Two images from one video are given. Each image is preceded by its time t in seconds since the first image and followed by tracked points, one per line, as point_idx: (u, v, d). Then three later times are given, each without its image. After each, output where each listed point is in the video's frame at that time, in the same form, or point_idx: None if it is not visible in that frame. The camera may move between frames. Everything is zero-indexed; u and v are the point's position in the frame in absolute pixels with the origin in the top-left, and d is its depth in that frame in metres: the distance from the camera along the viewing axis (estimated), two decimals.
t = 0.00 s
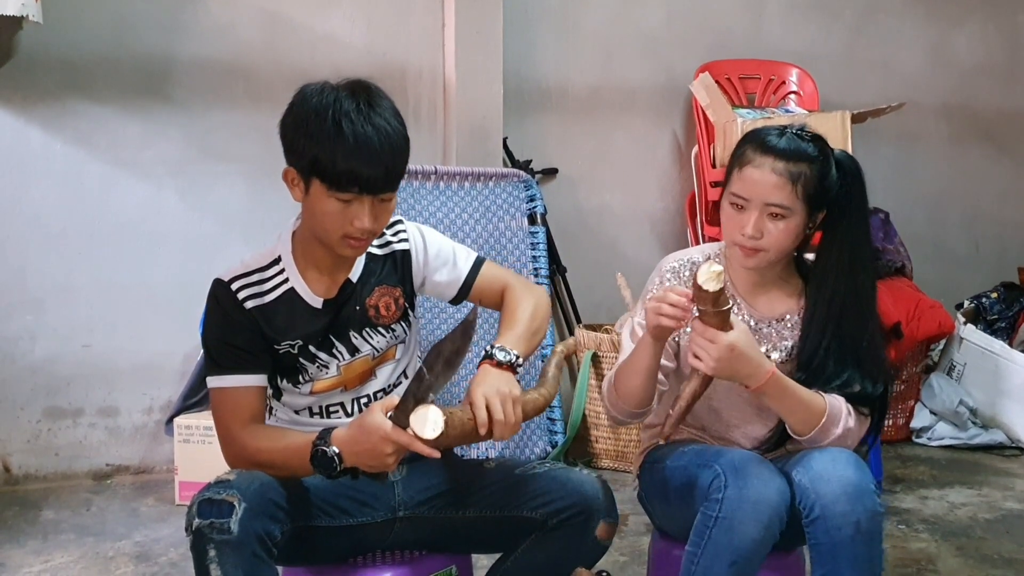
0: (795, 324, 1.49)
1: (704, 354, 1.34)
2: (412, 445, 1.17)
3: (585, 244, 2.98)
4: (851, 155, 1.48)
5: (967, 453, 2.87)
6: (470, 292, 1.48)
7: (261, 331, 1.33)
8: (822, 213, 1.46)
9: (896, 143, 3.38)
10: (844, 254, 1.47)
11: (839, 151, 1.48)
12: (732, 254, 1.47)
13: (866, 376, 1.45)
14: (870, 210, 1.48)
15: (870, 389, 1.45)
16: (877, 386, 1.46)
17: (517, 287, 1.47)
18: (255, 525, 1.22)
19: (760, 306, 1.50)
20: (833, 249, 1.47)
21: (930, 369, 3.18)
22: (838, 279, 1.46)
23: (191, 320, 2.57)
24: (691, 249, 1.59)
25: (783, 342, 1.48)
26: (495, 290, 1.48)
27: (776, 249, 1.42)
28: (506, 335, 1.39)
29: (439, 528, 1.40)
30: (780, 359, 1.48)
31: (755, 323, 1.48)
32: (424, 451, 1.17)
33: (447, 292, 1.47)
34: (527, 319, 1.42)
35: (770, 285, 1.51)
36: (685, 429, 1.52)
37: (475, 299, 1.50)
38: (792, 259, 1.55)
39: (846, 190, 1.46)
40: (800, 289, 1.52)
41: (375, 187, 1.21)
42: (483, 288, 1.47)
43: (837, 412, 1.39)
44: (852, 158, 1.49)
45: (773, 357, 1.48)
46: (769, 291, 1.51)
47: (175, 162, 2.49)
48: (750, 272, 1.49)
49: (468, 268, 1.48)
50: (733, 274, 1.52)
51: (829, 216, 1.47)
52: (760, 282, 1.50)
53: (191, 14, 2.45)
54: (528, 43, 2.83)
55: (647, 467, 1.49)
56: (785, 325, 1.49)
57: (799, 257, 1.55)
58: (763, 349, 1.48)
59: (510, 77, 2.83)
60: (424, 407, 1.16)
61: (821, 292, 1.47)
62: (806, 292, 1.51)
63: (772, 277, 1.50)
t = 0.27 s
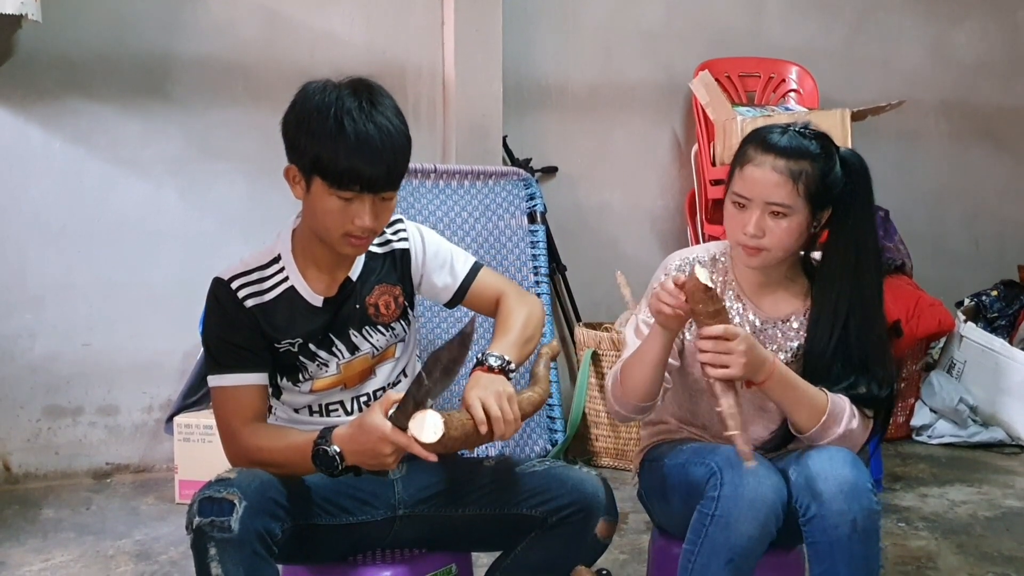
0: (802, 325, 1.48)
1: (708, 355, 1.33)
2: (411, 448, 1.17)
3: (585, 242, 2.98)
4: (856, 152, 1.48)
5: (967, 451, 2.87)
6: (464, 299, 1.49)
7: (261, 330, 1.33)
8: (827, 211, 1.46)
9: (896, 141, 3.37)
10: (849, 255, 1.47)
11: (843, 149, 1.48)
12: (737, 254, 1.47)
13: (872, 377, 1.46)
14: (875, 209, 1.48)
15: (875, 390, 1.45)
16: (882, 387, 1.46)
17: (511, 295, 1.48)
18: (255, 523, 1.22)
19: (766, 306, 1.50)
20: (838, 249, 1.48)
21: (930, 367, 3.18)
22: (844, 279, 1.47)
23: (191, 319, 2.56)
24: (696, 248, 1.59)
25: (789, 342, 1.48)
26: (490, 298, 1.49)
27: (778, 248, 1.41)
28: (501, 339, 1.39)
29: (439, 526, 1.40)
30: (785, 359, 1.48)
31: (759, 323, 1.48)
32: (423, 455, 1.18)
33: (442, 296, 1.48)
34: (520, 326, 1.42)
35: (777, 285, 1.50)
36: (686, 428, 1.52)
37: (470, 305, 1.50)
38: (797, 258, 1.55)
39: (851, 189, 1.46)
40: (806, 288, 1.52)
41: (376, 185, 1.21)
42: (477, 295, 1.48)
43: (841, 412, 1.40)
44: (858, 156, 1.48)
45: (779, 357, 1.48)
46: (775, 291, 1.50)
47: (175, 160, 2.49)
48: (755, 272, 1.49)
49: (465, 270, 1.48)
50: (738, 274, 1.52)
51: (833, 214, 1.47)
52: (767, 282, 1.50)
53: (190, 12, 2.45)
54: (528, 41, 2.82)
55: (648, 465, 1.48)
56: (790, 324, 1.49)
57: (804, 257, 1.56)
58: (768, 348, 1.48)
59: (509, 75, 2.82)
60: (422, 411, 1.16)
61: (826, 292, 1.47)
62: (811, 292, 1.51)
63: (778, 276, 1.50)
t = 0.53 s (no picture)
0: (802, 326, 1.49)
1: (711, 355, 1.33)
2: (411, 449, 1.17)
3: (585, 240, 2.98)
4: (859, 152, 1.47)
5: (967, 449, 2.87)
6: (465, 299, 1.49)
7: (261, 328, 1.33)
8: (829, 211, 1.46)
9: (896, 139, 3.37)
10: (852, 256, 1.47)
11: (847, 149, 1.47)
12: (737, 254, 1.47)
13: (872, 379, 1.46)
14: (879, 210, 1.48)
15: (875, 393, 1.45)
16: (883, 390, 1.46)
17: (512, 295, 1.48)
18: (255, 521, 1.22)
19: (768, 306, 1.50)
20: (840, 250, 1.47)
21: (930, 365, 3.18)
22: (844, 281, 1.47)
23: (190, 317, 2.56)
24: (697, 247, 1.59)
25: (789, 343, 1.48)
26: (489, 298, 1.49)
27: (777, 247, 1.41)
28: (501, 339, 1.39)
29: (439, 525, 1.40)
30: (786, 359, 1.48)
31: (759, 323, 1.48)
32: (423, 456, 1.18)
33: (441, 296, 1.48)
34: (520, 327, 1.42)
35: (779, 285, 1.50)
36: (685, 427, 1.51)
37: (470, 306, 1.51)
38: (800, 258, 1.54)
39: (854, 189, 1.46)
40: (807, 288, 1.52)
41: (379, 185, 1.21)
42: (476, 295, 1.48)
43: (839, 413, 1.40)
44: (861, 156, 1.48)
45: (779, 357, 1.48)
46: (776, 291, 1.50)
47: (175, 159, 2.49)
48: (756, 272, 1.49)
49: (466, 271, 1.48)
50: (739, 273, 1.52)
51: (835, 213, 1.47)
52: (768, 282, 1.50)
53: (189, 11, 2.45)
54: (528, 39, 2.82)
55: (647, 463, 1.48)
56: (790, 325, 1.49)
57: (807, 256, 1.55)
58: (769, 348, 1.48)
59: (509, 73, 2.82)
60: (417, 413, 1.18)
61: (827, 293, 1.47)
62: (813, 293, 1.51)
63: (780, 276, 1.50)
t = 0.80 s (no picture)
0: (802, 325, 1.48)
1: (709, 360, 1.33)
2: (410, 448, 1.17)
3: (585, 239, 2.98)
4: (860, 151, 1.47)
5: (967, 447, 2.87)
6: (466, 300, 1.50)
7: (262, 327, 1.33)
8: (829, 211, 1.46)
9: (896, 137, 3.37)
10: (852, 256, 1.47)
11: (848, 148, 1.47)
12: (736, 254, 1.47)
13: (871, 379, 1.46)
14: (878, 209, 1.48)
15: (874, 393, 1.46)
16: (882, 391, 1.46)
17: (512, 295, 1.49)
18: (255, 520, 1.22)
19: (767, 306, 1.50)
20: (839, 250, 1.47)
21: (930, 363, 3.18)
22: (843, 281, 1.47)
23: (190, 316, 2.56)
24: (697, 245, 1.59)
25: (789, 342, 1.48)
26: (489, 299, 1.49)
27: (777, 248, 1.41)
28: (500, 340, 1.40)
29: (439, 523, 1.40)
30: (785, 359, 1.48)
31: (759, 322, 1.48)
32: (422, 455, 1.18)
33: (441, 296, 1.48)
34: (520, 330, 1.42)
35: (778, 285, 1.50)
36: (684, 427, 1.51)
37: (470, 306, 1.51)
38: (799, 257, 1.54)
39: (854, 189, 1.46)
40: (807, 287, 1.52)
41: (380, 185, 1.21)
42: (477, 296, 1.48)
43: (837, 414, 1.40)
44: (862, 155, 1.48)
45: (778, 356, 1.48)
46: (775, 291, 1.50)
47: (174, 158, 2.49)
48: (755, 272, 1.48)
49: (467, 271, 1.48)
50: (738, 273, 1.52)
51: (835, 213, 1.47)
52: (767, 282, 1.49)
53: (189, 10, 2.45)
54: (528, 37, 2.82)
55: (647, 461, 1.48)
56: (790, 326, 1.48)
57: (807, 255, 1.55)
58: (768, 347, 1.48)
59: (509, 72, 2.82)
60: (418, 411, 1.17)
61: (827, 293, 1.47)
62: (812, 292, 1.51)
63: (779, 276, 1.50)
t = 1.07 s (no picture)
0: (800, 323, 1.49)
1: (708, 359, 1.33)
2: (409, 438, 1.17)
3: (585, 237, 2.98)
4: (858, 149, 1.47)
5: (966, 445, 2.87)
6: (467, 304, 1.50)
7: (264, 325, 1.33)
8: (827, 209, 1.46)
9: (896, 135, 3.37)
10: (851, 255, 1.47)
11: (846, 146, 1.47)
12: (735, 252, 1.47)
13: (869, 377, 1.46)
14: (877, 207, 1.48)
15: (873, 392, 1.46)
16: (880, 390, 1.46)
17: (515, 299, 1.49)
18: (254, 518, 1.22)
19: (766, 305, 1.49)
20: (838, 248, 1.47)
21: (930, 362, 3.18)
22: (841, 278, 1.47)
23: (190, 314, 2.56)
24: (697, 244, 1.59)
25: (787, 341, 1.48)
26: (492, 302, 1.49)
27: (775, 247, 1.41)
28: (502, 343, 1.40)
29: (439, 521, 1.40)
30: (785, 358, 1.48)
31: (758, 321, 1.48)
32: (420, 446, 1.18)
33: (446, 297, 1.49)
34: (522, 335, 1.42)
35: (777, 284, 1.50)
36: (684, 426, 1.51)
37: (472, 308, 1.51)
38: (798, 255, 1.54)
39: (853, 187, 1.46)
40: (805, 286, 1.52)
41: (375, 185, 1.21)
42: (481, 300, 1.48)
43: (834, 413, 1.41)
44: (860, 153, 1.48)
45: (778, 356, 1.48)
46: (773, 290, 1.50)
47: (174, 156, 2.49)
48: (753, 271, 1.48)
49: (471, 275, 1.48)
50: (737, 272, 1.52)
51: (834, 211, 1.47)
52: (766, 281, 1.49)
53: (189, 8, 2.45)
54: (528, 36, 2.82)
55: (646, 459, 1.48)
56: (789, 325, 1.48)
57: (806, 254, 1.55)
58: (767, 346, 1.48)
59: (509, 70, 2.82)
60: (420, 402, 1.18)
61: (825, 292, 1.47)
62: (810, 290, 1.51)
63: (777, 274, 1.50)
